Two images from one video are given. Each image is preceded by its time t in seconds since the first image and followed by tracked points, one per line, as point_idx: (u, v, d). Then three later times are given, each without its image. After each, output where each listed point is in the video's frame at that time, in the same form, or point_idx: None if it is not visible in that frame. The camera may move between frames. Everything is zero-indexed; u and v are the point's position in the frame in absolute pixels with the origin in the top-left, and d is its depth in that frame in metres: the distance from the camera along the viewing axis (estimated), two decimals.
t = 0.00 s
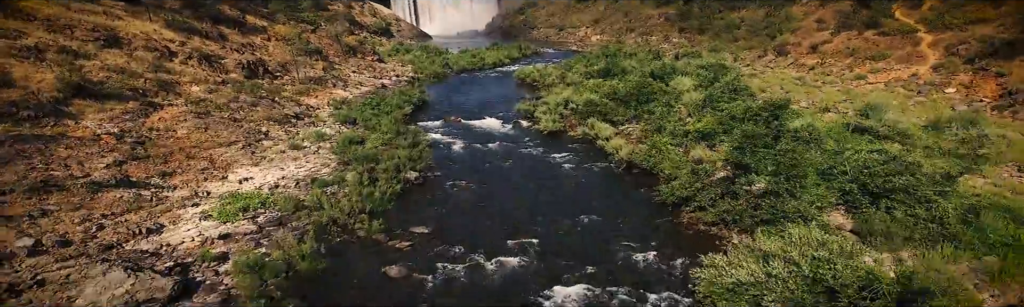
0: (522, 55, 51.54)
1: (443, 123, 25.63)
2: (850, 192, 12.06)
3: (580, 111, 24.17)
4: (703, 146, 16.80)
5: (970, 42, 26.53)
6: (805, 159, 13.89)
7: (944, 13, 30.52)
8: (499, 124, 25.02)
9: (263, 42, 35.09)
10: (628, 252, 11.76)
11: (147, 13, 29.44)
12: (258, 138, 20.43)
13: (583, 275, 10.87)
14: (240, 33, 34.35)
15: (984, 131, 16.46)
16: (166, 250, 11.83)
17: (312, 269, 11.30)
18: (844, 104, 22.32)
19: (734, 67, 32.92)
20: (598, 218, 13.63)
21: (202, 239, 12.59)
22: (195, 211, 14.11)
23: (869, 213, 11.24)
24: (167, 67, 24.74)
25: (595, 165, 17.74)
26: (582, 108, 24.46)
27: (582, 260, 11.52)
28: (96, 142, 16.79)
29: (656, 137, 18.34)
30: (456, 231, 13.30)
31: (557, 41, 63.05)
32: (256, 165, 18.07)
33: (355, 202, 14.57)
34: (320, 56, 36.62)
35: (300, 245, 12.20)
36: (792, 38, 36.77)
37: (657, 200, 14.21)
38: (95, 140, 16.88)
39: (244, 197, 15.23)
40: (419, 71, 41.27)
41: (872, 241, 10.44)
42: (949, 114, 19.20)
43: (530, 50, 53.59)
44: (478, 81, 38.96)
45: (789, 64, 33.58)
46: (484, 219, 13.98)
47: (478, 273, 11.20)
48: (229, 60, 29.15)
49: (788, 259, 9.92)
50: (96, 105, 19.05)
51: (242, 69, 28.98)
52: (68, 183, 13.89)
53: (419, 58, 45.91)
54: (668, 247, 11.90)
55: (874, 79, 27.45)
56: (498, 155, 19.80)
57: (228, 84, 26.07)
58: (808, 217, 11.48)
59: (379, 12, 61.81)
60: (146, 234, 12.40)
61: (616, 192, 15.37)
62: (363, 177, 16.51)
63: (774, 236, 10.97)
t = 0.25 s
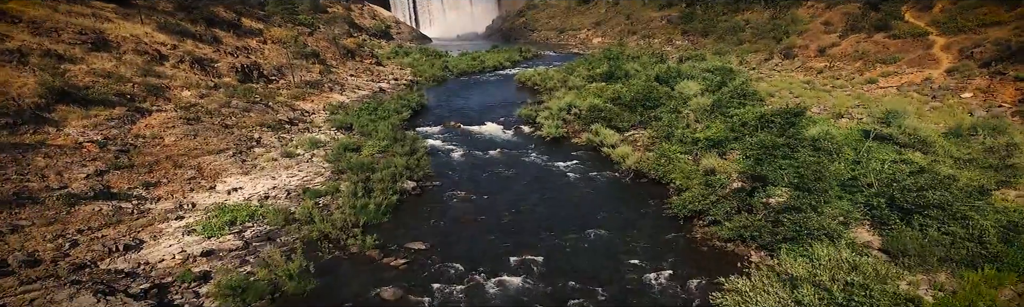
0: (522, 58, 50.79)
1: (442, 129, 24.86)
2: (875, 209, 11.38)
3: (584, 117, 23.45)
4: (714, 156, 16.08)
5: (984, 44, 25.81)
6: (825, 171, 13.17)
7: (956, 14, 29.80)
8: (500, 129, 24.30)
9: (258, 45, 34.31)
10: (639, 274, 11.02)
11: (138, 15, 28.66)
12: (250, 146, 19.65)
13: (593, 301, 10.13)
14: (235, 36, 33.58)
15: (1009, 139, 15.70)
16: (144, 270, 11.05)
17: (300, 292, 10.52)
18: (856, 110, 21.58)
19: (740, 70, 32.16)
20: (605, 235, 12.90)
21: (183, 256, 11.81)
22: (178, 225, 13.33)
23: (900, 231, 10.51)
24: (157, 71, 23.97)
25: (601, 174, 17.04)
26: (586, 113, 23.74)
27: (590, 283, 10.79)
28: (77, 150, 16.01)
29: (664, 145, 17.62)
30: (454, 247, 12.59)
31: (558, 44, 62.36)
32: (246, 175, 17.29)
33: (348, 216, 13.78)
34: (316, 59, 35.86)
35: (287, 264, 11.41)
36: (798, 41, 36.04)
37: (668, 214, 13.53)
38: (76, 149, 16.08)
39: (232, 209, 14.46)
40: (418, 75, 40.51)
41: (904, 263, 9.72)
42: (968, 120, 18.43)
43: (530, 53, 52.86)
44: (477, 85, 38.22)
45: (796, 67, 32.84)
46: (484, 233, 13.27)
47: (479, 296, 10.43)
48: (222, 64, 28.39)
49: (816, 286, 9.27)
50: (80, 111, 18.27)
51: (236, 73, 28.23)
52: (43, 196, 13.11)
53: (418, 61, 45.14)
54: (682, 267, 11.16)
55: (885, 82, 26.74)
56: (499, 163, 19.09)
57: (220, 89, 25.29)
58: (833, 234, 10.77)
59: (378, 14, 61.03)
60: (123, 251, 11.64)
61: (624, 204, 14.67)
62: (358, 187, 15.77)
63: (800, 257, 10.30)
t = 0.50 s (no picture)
0: (523, 61, 49.98)
1: (441, 135, 24.01)
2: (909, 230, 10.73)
3: (588, 123, 22.63)
4: (728, 167, 15.30)
5: (1001, 48, 25.00)
6: (851, 185, 12.46)
7: (969, 17, 28.98)
8: (500, 135, 23.46)
9: (253, 48, 33.49)
10: (653, 297, 10.18)
11: (128, 18, 27.83)
12: (239, 154, 18.79)
13: None
14: (229, 39, 32.75)
15: None
16: (115, 295, 10.20)
17: None
18: (872, 116, 20.74)
19: (747, 74, 31.36)
20: (614, 251, 12.06)
21: (160, 278, 10.95)
22: (157, 241, 12.47)
23: (937, 252, 10.03)
24: (145, 75, 23.12)
25: (607, 185, 16.21)
26: (590, 119, 22.91)
27: None
28: (54, 160, 15.13)
29: (674, 154, 16.83)
30: (453, 266, 11.74)
31: (559, 46, 61.56)
32: (234, 186, 16.43)
33: (339, 232, 12.94)
34: (313, 63, 35.03)
35: (271, 287, 10.56)
36: (806, 44, 35.21)
37: (681, 228, 12.67)
38: (54, 158, 15.23)
39: (216, 222, 13.61)
40: (416, 79, 39.68)
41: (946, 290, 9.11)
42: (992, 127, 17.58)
43: (531, 56, 52.06)
44: (477, 88, 37.41)
45: (804, 71, 32.01)
46: (484, 250, 12.43)
47: None
48: (215, 68, 27.57)
49: None
50: (60, 118, 17.41)
51: (229, 77, 27.40)
52: (11, 212, 12.24)
53: (416, 64, 44.33)
54: (699, 289, 10.33)
55: (898, 87, 25.91)
56: (500, 172, 18.26)
57: (211, 93, 24.44)
58: (866, 257, 10.05)
59: (376, 17, 60.19)
60: (95, 272, 10.80)
61: (632, 218, 13.84)
62: (351, 199, 14.93)
63: (834, 284, 9.59)
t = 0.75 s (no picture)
0: (524, 64, 49.22)
1: (439, 141, 23.22)
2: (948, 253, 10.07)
3: (592, 129, 21.82)
4: (744, 178, 14.51)
5: (1019, 51, 24.20)
6: (880, 202, 11.76)
7: (983, 19, 28.18)
8: (501, 142, 22.65)
9: (247, 51, 32.72)
10: None
11: (118, 20, 27.07)
12: (228, 162, 18.00)
13: None
14: (223, 42, 31.96)
15: None
16: None
17: None
18: (888, 122, 19.94)
19: (754, 78, 30.58)
20: (624, 270, 11.29)
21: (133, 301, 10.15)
22: (134, 258, 11.67)
23: (983, 275, 9.33)
24: (133, 79, 22.32)
25: (612, 195, 15.48)
26: (594, 126, 22.10)
27: None
28: (30, 170, 14.34)
29: (684, 163, 16.01)
30: (452, 287, 10.97)
31: (560, 49, 60.80)
32: (220, 196, 15.63)
33: (328, 249, 12.14)
34: (309, 66, 34.26)
35: None
36: (814, 47, 34.40)
37: (695, 245, 11.90)
38: (30, 168, 14.44)
39: (199, 237, 12.81)
40: (415, 82, 38.91)
41: None
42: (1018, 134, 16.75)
43: (532, 59, 51.30)
44: (477, 92, 36.63)
45: (812, 74, 31.20)
46: (485, 269, 11.69)
47: None
48: (207, 72, 26.80)
49: None
50: (40, 124, 16.62)
51: (221, 81, 26.60)
52: None
53: (415, 67, 43.57)
54: None
55: (912, 91, 25.10)
56: (501, 181, 17.48)
57: (202, 98, 23.66)
58: (902, 281, 9.32)
59: (376, 19, 59.46)
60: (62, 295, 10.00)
61: (640, 232, 13.12)
62: (342, 211, 14.13)
63: None
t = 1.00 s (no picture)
0: (524, 67, 48.44)
1: (438, 147, 22.41)
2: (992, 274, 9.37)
3: (596, 136, 21.03)
4: (762, 191, 13.71)
5: None
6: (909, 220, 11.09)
7: (997, 21, 27.43)
8: (502, 148, 21.82)
9: (242, 54, 31.92)
10: None
11: (107, 22, 26.27)
12: (216, 171, 17.18)
13: None
14: (217, 45, 31.15)
15: None
16: None
17: None
18: (905, 128, 19.16)
19: (761, 82, 29.78)
20: (636, 293, 10.52)
21: None
22: (107, 279, 10.86)
23: None
24: (120, 84, 21.51)
25: (620, 206, 14.68)
26: (598, 132, 21.30)
27: None
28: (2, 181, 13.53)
29: (697, 173, 15.21)
30: None
31: (561, 52, 60.04)
32: (206, 208, 14.82)
33: (316, 268, 11.34)
34: (305, 69, 33.47)
35: None
36: (822, 50, 33.62)
37: (712, 264, 11.13)
38: (2, 179, 13.62)
39: (179, 254, 11.97)
40: (414, 86, 38.10)
41: None
42: None
43: (532, 61, 50.52)
44: (477, 96, 35.86)
45: (821, 78, 30.42)
46: (486, 290, 10.94)
47: None
48: (199, 75, 26.01)
49: None
50: (17, 132, 15.81)
51: (213, 85, 25.79)
52: None
53: (414, 70, 42.79)
54: None
55: (926, 95, 24.32)
56: (503, 190, 16.69)
57: (192, 103, 22.85)
58: None
59: (375, 21, 58.70)
60: None
61: (651, 247, 12.32)
62: (333, 224, 13.32)
63: None
